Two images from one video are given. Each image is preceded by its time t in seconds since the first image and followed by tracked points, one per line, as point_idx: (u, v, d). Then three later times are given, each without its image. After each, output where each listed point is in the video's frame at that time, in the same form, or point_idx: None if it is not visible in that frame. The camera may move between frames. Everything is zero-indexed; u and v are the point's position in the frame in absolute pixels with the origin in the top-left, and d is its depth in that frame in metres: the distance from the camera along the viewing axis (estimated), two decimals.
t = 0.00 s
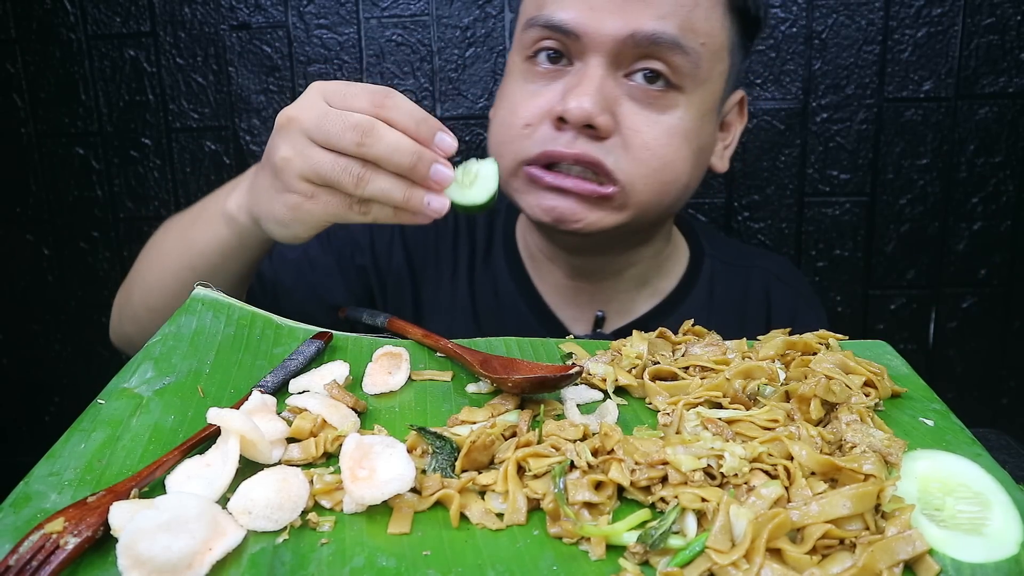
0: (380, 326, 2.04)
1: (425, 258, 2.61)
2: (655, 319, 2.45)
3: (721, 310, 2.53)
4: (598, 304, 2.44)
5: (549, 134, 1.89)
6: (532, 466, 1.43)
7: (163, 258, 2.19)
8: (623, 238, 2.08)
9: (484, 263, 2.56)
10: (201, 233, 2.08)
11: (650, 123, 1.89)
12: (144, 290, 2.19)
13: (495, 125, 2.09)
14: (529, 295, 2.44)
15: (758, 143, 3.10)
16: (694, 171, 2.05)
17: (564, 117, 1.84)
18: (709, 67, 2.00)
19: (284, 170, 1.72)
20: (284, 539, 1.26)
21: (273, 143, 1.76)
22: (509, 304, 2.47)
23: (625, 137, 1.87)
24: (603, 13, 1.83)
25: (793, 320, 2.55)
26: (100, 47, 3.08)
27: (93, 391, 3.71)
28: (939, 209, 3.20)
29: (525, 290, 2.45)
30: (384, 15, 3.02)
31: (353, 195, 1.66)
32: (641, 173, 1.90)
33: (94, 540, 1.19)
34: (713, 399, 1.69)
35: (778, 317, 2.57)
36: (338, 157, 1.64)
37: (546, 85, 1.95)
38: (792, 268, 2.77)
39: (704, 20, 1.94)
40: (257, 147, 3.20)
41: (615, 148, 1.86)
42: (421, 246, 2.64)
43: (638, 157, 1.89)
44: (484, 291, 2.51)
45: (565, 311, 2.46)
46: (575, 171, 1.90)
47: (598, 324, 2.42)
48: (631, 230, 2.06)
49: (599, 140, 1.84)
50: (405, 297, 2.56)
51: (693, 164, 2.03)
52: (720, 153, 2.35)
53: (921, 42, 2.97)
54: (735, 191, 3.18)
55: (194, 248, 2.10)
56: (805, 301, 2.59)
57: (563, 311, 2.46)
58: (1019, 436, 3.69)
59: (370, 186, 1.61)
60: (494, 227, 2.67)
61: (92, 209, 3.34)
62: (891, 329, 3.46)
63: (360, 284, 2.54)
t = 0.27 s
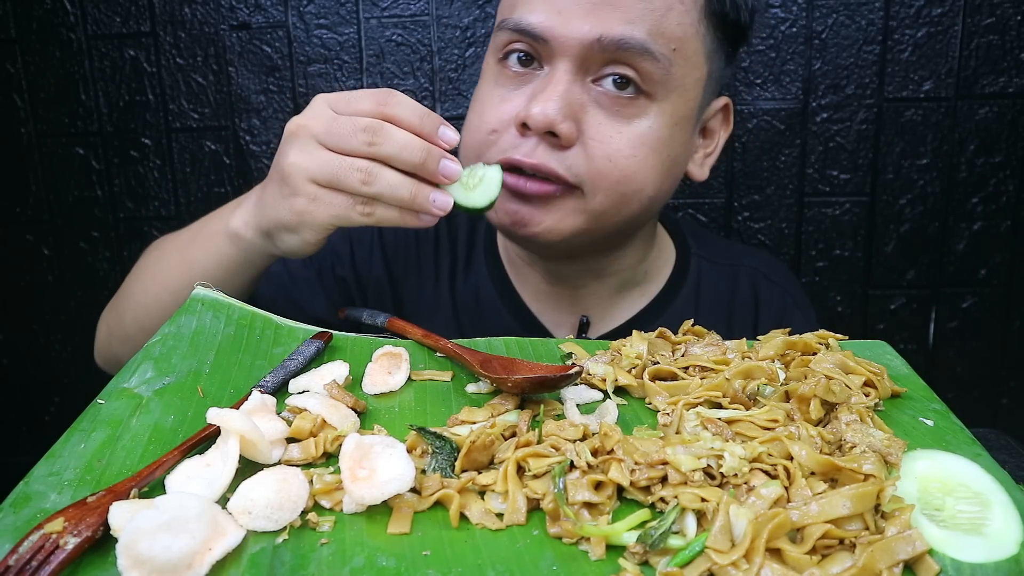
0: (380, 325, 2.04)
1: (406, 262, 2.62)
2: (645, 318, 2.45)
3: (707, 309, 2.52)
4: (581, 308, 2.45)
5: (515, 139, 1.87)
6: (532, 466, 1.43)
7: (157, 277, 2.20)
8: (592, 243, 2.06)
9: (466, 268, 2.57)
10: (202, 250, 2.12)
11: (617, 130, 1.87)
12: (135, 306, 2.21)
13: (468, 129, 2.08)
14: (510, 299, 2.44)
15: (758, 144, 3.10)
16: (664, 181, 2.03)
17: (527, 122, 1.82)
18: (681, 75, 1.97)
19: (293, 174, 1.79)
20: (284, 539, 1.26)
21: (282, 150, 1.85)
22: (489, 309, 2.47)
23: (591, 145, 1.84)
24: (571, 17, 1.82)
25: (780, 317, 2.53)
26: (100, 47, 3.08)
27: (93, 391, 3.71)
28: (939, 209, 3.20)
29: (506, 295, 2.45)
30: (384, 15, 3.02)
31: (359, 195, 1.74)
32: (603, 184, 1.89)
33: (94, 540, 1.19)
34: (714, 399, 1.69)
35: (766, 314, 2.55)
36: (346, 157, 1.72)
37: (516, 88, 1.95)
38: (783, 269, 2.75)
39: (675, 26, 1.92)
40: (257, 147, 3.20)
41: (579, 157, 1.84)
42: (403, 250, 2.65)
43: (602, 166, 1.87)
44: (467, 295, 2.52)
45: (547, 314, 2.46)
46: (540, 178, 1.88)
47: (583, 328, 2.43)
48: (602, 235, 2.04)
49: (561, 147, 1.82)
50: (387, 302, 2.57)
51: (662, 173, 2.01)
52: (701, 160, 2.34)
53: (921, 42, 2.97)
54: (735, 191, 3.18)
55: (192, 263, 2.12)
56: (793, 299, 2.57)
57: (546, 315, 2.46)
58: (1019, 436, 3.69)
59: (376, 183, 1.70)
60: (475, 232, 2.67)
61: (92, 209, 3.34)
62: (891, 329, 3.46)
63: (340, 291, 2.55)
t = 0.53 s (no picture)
0: (380, 325, 2.04)
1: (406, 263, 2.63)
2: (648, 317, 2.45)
3: (709, 308, 2.52)
4: (582, 308, 2.45)
5: (511, 140, 1.88)
6: (532, 466, 1.43)
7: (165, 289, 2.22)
8: (589, 247, 2.06)
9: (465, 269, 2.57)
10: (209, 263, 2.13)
11: (613, 133, 1.86)
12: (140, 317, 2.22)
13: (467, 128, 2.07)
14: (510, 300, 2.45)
15: (758, 144, 3.10)
16: (660, 185, 2.02)
17: (523, 124, 1.82)
18: (679, 80, 1.96)
19: (313, 177, 1.84)
20: (284, 539, 1.26)
21: (302, 156, 1.91)
22: (489, 310, 2.47)
23: (584, 150, 1.84)
24: (569, 19, 1.81)
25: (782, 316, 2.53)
26: (100, 47, 3.08)
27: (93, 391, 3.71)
28: (939, 209, 3.20)
29: (506, 295, 2.46)
30: (384, 15, 3.02)
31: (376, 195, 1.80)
32: (596, 187, 1.88)
33: (94, 540, 1.19)
34: (713, 399, 1.69)
35: (768, 313, 2.55)
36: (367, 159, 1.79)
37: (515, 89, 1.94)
38: (785, 267, 2.75)
39: (675, 30, 1.91)
40: (257, 147, 3.20)
41: (572, 160, 1.84)
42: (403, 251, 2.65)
43: (595, 170, 1.87)
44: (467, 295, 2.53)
45: (548, 315, 2.46)
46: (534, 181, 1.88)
47: (585, 328, 2.43)
48: (599, 238, 2.03)
49: (556, 149, 1.83)
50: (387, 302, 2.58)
51: (658, 178, 2.00)
52: (703, 163, 2.34)
53: (921, 42, 2.97)
54: (735, 191, 3.18)
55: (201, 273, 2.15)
56: (794, 297, 2.58)
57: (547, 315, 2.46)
58: (1019, 436, 3.69)
59: (395, 182, 1.77)
60: (473, 233, 2.67)
61: (92, 208, 3.34)
62: (891, 329, 3.46)
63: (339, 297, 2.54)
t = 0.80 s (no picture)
0: (380, 325, 2.04)
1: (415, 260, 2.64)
2: (656, 313, 2.45)
3: (717, 307, 2.52)
4: (588, 304, 2.44)
5: (518, 136, 1.89)
6: (532, 466, 1.43)
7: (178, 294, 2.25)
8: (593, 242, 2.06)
9: (473, 265, 2.58)
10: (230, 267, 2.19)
11: (619, 134, 1.86)
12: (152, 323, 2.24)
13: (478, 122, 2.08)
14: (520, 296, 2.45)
15: (758, 144, 3.10)
16: (663, 186, 2.02)
17: (529, 120, 1.83)
18: (688, 83, 1.95)
19: (331, 174, 1.93)
20: (284, 539, 1.26)
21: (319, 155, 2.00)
22: (497, 305, 2.47)
23: (589, 147, 1.84)
24: (579, 19, 1.81)
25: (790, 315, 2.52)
26: (100, 47, 3.08)
27: (93, 391, 3.71)
28: (939, 208, 3.20)
29: (515, 291, 2.46)
30: (384, 15, 3.02)
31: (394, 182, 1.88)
32: (600, 185, 1.89)
33: (94, 540, 1.19)
34: (713, 399, 1.69)
35: (776, 313, 2.54)
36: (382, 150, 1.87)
37: (524, 85, 1.94)
38: (791, 267, 2.76)
39: (686, 34, 1.90)
40: (257, 147, 3.20)
41: (577, 158, 1.84)
42: (411, 248, 2.66)
43: (599, 168, 1.87)
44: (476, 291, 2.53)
45: (556, 310, 2.45)
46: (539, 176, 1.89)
47: (592, 324, 2.43)
48: (604, 232, 2.03)
49: (561, 146, 1.83)
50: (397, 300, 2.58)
51: (662, 178, 2.01)
52: (712, 167, 2.33)
53: (921, 42, 2.97)
54: (735, 191, 3.18)
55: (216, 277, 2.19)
56: (801, 296, 2.58)
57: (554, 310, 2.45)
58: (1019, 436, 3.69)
59: (409, 168, 1.84)
60: (482, 230, 2.69)
61: (92, 208, 3.34)
62: (891, 329, 3.46)
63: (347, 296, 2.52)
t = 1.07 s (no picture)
0: (380, 325, 2.04)
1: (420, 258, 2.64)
2: (660, 310, 2.46)
3: (720, 307, 2.52)
4: (593, 300, 2.43)
5: (524, 124, 1.89)
6: (532, 466, 1.43)
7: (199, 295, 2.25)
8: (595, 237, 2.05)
9: (480, 263, 2.58)
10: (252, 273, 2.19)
11: (622, 127, 1.85)
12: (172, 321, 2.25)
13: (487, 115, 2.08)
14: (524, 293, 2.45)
15: (758, 143, 3.10)
16: (664, 182, 2.02)
17: (535, 108, 1.83)
18: (692, 80, 1.95)
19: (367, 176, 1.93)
20: (283, 539, 1.26)
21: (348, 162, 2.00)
22: (503, 301, 2.48)
23: (592, 140, 1.84)
24: (589, 10, 1.81)
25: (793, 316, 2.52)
26: (100, 47, 3.08)
27: (93, 391, 3.71)
28: (939, 208, 3.20)
29: (521, 289, 2.46)
30: (384, 15, 3.02)
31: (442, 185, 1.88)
32: (601, 177, 1.88)
33: (94, 540, 1.19)
34: (713, 399, 1.69)
35: (779, 313, 2.55)
36: (428, 155, 1.87)
37: (533, 76, 1.95)
38: (794, 266, 2.76)
39: (691, 30, 1.90)
40: (258, 147, 3.20)
41: (580, 150, 1.84)
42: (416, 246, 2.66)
43: (601, 161, 1.86)
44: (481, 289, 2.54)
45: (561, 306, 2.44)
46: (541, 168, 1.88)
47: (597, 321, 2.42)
48: (606, 226, 2.02)
49: (564, 136, 1.83)
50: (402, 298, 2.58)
51: (663, 173, 2.00)
52: (714, 166, 2.33)
53: (921, 42, 2.97)
54: (735, 191, 3.18)
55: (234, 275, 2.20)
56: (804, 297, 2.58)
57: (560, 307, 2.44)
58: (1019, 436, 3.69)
59: (457, 169, 1.84)
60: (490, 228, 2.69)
61: (92, 209, 3.34)
62: (891, 329, 3.46)
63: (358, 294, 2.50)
